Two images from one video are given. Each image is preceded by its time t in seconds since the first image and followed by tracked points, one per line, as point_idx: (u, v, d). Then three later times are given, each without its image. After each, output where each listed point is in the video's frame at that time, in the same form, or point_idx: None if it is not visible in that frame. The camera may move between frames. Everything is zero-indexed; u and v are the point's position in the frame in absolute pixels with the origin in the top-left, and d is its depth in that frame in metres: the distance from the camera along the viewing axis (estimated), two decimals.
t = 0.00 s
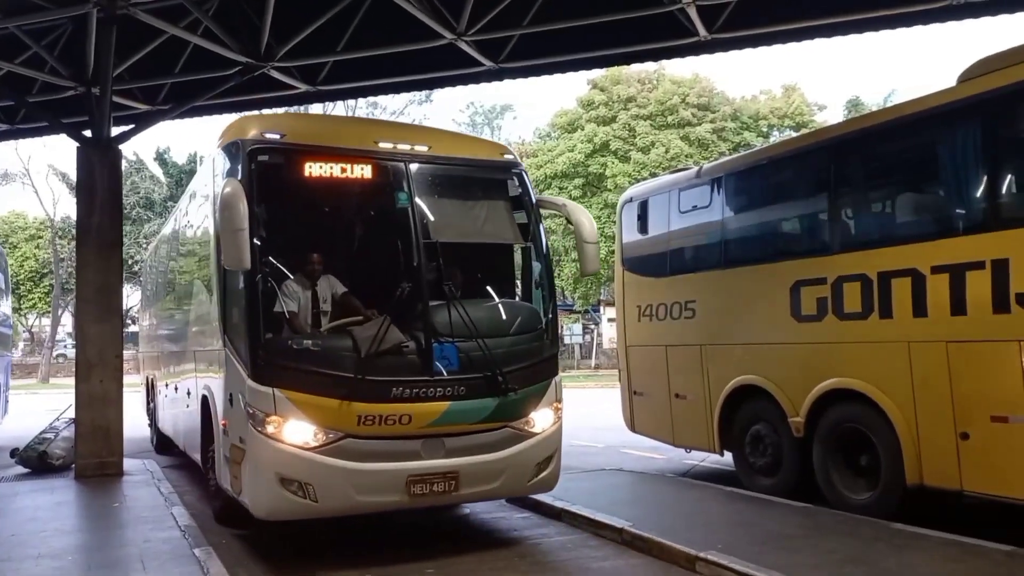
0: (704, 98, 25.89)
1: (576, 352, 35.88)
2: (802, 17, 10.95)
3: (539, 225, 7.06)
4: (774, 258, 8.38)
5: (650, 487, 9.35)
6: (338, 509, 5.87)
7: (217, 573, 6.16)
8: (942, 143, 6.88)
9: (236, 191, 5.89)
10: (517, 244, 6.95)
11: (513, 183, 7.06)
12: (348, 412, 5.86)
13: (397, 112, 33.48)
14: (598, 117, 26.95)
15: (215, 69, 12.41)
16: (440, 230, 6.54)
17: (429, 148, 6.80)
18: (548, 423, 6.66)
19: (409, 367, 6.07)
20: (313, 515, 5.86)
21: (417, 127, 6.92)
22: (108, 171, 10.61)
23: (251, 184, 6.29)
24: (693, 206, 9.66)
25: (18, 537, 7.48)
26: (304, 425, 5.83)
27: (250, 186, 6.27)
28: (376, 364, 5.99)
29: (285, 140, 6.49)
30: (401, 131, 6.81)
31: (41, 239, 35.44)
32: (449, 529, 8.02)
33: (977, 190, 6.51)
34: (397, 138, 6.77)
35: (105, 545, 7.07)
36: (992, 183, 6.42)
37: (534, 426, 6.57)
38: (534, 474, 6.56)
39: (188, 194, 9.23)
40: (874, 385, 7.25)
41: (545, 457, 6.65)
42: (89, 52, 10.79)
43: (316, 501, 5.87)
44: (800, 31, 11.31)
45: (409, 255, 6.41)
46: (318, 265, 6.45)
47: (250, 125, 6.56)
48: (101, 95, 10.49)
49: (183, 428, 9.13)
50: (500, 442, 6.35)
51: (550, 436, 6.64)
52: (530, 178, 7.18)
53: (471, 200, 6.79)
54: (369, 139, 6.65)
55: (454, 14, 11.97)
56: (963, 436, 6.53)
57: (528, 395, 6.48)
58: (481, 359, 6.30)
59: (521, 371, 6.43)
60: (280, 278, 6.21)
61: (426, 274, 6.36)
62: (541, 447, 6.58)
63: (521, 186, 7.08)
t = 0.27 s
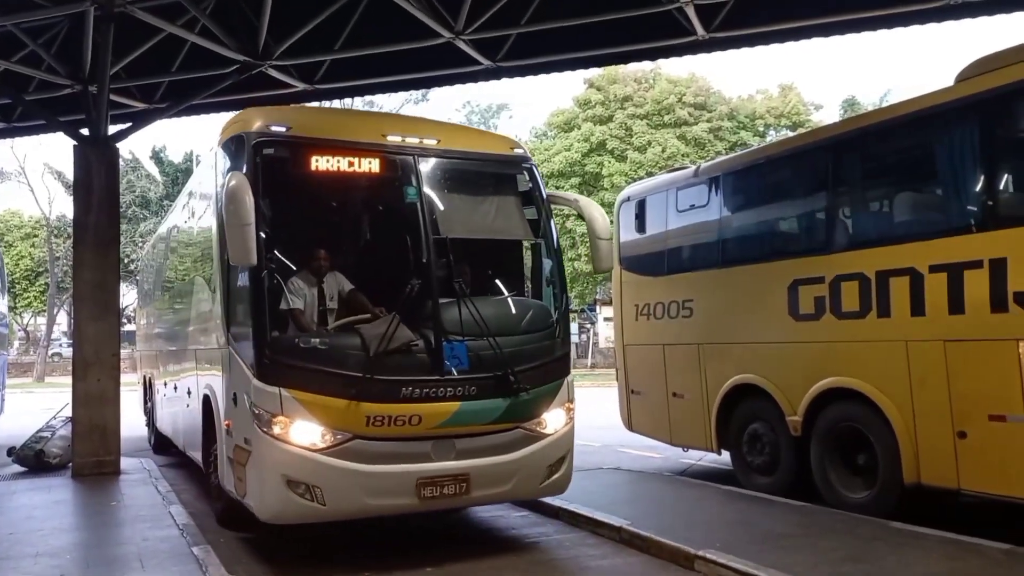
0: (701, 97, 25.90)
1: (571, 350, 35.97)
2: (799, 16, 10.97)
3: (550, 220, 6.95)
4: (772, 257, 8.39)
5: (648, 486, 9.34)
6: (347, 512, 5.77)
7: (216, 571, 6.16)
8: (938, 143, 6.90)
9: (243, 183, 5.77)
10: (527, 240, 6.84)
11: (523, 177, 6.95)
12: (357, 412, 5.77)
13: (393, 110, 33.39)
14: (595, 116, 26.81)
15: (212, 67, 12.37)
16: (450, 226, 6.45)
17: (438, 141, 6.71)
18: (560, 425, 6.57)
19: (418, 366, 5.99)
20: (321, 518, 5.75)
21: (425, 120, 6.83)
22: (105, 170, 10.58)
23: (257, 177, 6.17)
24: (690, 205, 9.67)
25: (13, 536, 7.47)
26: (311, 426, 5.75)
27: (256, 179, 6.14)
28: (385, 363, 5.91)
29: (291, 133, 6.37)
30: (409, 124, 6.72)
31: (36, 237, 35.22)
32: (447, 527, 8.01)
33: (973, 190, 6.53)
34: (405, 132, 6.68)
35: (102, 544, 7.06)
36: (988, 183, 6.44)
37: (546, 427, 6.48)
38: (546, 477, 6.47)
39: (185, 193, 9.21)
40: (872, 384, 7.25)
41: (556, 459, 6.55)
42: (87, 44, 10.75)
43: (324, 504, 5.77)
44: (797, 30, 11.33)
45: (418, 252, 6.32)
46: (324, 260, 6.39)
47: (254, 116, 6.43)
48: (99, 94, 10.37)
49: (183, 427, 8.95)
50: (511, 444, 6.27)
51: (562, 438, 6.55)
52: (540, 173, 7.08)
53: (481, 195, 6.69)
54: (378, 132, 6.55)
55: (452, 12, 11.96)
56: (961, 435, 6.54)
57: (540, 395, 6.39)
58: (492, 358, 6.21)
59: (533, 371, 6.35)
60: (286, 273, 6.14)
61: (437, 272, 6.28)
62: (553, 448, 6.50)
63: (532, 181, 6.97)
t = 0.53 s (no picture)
0: (700, 95, 25.70)
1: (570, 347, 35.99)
2: (799, 13, 10.95)
3: (562, 215, 6.87)
4: (772, 254, 8.38)
5: (648, 484, 9.33)
6: (356, 513, 5.64)
7: (217, 568, 6.16)
8: (937, 140, 6.89)
9: (250, 174, 5.62)
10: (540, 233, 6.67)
11: (536, 171, 6.82)
12: (366, 411, 5.64)
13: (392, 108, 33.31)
14: (594, 114, 26.78)
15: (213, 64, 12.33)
16: (461, 220, 6.29)
17: (448, 133, 6.55)
18: (574, 425, 6.46)
19: (429, 364, 5.84)
20: (329, 520, 5.63)
21: (434, 112, 6.67)
22: (105, 167, 10.54)
23: (264, 170, 6.04)
24: (690, 203, 9.66)
25: (14, 533, 7.47)
26: (320, 426, 5.63)
27: (262, 171, 6.01)
28: (395, 360, 5.76)
29: (297, 124, 6.21)
30: (419, 116, 6.55)
31: (35, 235, 35.01)
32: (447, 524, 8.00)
33: (973, 188, 6.52)
34: (415, 123, 6.52)
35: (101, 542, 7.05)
36: (987, 181, 6.43)
37: (559, 426, 6.37)
38: (559, 477, 6.37)
39: (184, 190, 9.19)
40: (872, 381, 7.22)
41: (569, 459, 6.44)
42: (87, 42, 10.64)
43: (333, 505, 5.64)
44: (798, 27, 11.30)
45: (428, 246, 6.15)
46: (333, 254, 6.34)
47: (261, 107, 6.29)
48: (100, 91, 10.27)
49: (183, 425, 8.99)
50: (524, 444, 6.15)
51: (575, 437, 6.44)
52: (552, 167, 6.95)
53: (492, 188, 6.53)
54: (387, 124, 6.39)
55: (452, 9, 11.92)
56: (961, 432, 6.52)
57: (553, 394, 6.28)
58: (505, 356, 6.07)
59: (546, 369, 6.22)
60: (293, 268, 6.03)
61: (448, 267, 6.11)
62: (567, 449, 6.38)
63: (544, 174, 6.86)
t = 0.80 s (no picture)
0: (700, 92, 25.80)
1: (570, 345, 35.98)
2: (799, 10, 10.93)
3: (573, 208, 6.67)
4: (772, 251, 8.37)
5: (648, 480, 9.31)
6: (365, 514, 5.46)
7: (215, 564, 6.14)
8: (937, 136, 6.87)
9: (255, 165, 5.45)
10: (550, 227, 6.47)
11: (546, 163, 6.63)
12: (374, 410, 5.44)
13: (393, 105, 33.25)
14: (594, 111, 26.69)
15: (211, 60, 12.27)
16: (471, 214, 6.09)
17: (456, 124, 6.35)
18: (586, 424, 6.29)
19: (437, 361, 5.65)
20: (338, 521, 5.44)
21: (443, 102, 6.46)
22: (105, 163, 10.50)
23: (268, 162, 5.85)
24: (690, 199, 9.65)
25: (13, 529, 7.45)
26: (327, 424, 5.44)
27: (267, 163, 5.83)
28: (404, 357, 5.55)
29: (302, 115, 6.03)
30: (426, 106, 6.32)
31: (34, 231, 34.87)
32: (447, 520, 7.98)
33: (972, 185, 6.50)
34: (422, 114, 6.28)
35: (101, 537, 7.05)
36: (987, 177, 6.42)
37: (571, 424, 6.19)
38: (571, 477, 6.19)
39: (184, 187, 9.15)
40: (872, 378, 7.19)
41: (582, 459, 6.26)
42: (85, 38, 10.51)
43: (340, 506, 5.46)
44: (798, 24, 11.27)
45: (437, 240, 5.96)
46: (340, 249, 6.23)
47: (264, 97, 6.09)
48: (99, 87, 10.21)
49: (183, 420, 9.00)
50: (536, 443, 5.98)
51: (588, 436, 6.26)
52: (563, 159, 6.75)
53: (502, 180, 6.33)
54: (394, 114, 6.17)
55: (452, 5, 11.88)
56: (960, 430, 6.49)
57: (565, 391, 6.09)
58: (517, 352, 5.89)
59: (558, 365, 6.03)
60: (298, 263, 5.85)
61: (458, 261, 5.90)
62: (579, 448, 6.21)
63: (555, 166, 6.67)
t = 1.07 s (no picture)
0: (700, 89, 25.72)
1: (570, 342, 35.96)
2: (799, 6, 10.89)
3: (584, 201, 6.47)
4: (771, 247, 8.32)
5: (648, 477, 9.27)
6: (373, 516, 5.24)
7: (213, 560, 6.10)
8: (937, 132, 6.82)
9: (260, 156, 5.22)
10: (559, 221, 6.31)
11: (557, 155, 6.44)
12: (383, 409, 5.22)
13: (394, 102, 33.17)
14: (593, 107, 26.58)
15: (210, 56, 12.19)
16: (482, 207, 5.91)
17: (465, 114, 6.16)
18: (600, 422, 6.04)
19: (446, 358, 5.43)
20: (346, 523, 5.23)
21: (451, 92, 6.28)
22: (103, 160, 10.44)
23: (273, 153, 5.63)
24: (690, 196, 9.61)
25: (11, 525, 7.41)
26: (336, 423, 5.21)
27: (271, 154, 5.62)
28: (414, 355, 5.35)
29: (308, 104, 5.81)
30: (435, 95, 6.16)
31: (33, 228, 34.73)
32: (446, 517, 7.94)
33: (973, 181, 6.46)
34: (430, 104, 6.11)
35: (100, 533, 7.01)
36: (987, 173, 6.38)
37: (584, 423, 5.94)
38: (585, 477, 5.95)
39: (184, 184, 9.06)
40: (872, 375, 7.15)
41: (597, 459, 6.02)
42: (83, 36, 10.35)
43: (348, 507, 5.24)
44: (799, 20, 11.20)
45: (447, 233, 5.76)
46: (346, 242, 5.97)
47: (268, 85, 5.87)
48: (97, 83, 10.15)
49: (183, 416, 8.99)
50: (549, 441, 5.75)
51: (602, 434, 6.02)
52: (574, 151, 6.58)
53: (512, 173, 6.16)
54: (402, 104, 5.99)
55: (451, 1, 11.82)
56: (961, 427, 6.46)
57: (578, 389, 5.86)
58: (529, 349, 5.68)
59: (571, 362, 5.82)
60: (303, 257, 5.65)
61: (468, 255, 5.71)
62: (593, 447, 5.97)
63: (566, 158, 6.48)
